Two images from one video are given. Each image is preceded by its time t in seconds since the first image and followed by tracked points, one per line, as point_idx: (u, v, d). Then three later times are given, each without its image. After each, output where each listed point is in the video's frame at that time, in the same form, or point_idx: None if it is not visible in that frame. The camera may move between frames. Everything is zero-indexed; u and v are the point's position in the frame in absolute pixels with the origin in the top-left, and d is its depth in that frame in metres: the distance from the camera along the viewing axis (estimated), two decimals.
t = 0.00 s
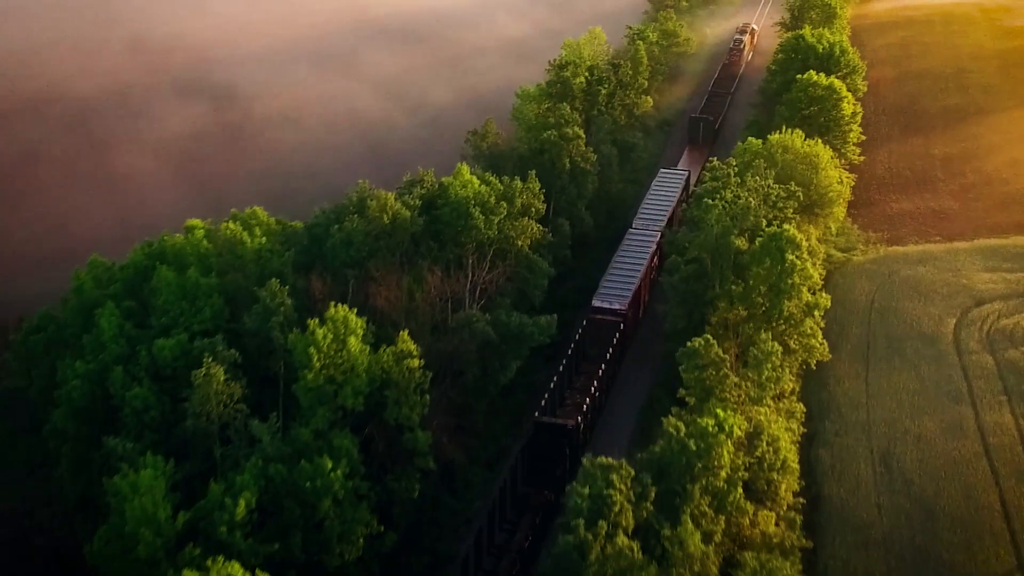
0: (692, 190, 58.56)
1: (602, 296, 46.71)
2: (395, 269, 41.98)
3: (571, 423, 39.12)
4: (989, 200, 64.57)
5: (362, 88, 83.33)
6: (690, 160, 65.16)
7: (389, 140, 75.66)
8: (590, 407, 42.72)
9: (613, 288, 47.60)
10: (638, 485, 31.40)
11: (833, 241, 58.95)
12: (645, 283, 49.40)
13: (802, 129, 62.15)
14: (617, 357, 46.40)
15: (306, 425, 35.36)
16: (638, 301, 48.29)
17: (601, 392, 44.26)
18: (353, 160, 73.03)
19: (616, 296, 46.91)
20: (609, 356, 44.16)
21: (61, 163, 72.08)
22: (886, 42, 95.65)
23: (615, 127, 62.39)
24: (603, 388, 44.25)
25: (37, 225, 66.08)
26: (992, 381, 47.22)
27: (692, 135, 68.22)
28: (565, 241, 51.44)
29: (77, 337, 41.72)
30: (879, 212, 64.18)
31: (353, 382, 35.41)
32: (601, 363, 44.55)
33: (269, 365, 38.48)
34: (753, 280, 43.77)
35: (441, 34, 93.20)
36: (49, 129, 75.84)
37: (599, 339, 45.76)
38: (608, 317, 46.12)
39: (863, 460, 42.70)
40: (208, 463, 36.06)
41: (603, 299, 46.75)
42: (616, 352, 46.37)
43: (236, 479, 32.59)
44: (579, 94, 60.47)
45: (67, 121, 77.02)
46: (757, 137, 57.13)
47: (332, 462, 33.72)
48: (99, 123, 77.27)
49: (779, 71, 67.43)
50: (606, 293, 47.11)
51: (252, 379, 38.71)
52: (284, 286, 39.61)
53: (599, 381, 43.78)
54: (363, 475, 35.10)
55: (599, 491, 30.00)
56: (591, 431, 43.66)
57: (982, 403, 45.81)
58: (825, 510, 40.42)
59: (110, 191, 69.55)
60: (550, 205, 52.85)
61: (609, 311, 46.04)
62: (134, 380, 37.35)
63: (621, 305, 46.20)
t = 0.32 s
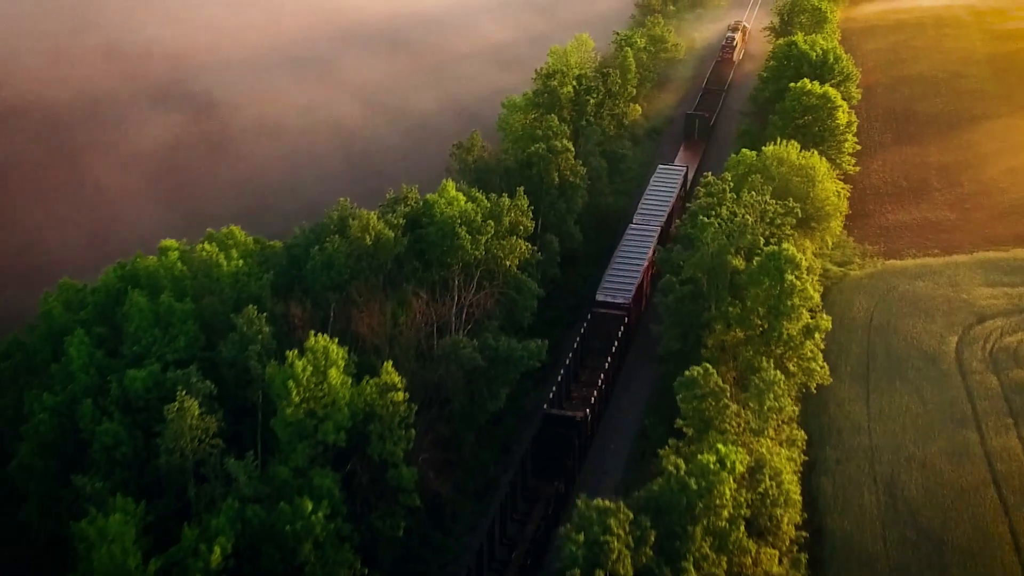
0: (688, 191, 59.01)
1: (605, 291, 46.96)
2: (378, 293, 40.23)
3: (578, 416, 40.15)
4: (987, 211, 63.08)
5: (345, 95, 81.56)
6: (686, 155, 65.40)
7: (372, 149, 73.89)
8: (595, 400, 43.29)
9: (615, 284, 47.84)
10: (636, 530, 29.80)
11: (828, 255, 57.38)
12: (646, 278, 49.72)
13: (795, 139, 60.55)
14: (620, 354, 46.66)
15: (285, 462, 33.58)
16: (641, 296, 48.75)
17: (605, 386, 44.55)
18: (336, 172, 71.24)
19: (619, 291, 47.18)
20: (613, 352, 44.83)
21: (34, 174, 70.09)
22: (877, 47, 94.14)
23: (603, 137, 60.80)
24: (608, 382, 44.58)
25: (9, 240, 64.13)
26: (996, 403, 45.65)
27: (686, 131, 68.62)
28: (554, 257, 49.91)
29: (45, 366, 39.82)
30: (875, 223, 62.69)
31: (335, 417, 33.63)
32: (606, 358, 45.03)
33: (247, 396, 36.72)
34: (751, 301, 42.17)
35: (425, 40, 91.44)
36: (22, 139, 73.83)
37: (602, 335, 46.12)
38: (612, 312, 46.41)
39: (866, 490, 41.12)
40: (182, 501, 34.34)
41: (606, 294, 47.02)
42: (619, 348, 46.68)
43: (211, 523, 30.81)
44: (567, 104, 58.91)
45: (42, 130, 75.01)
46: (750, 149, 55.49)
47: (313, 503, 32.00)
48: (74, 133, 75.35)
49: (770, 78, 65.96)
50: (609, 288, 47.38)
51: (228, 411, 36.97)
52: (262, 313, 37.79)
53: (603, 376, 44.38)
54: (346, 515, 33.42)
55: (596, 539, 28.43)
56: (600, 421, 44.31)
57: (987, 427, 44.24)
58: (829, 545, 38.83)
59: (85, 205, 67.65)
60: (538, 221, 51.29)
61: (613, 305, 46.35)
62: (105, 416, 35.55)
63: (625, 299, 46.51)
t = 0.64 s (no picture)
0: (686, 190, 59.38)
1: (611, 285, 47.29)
2: (362, 319, 38.45)
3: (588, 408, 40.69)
4: (989, 221, 61.44)
5: (329, 103, 79.84)
6: (684, 149, 66.54)
7: (357, 159, 72.15)
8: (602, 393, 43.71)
9: (621, 278, 48.14)
10: None
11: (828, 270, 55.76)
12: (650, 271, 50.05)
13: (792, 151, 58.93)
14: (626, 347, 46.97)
15: (265, 503, 31.93)
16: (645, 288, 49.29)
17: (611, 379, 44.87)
18: (320, 184, 69.42)
19: (625, 285, 47.50)
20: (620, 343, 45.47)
21: (8, 187, 68.23)
22: (870, 52, 92.65)
23: (596, 148, 59.15)
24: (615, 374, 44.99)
25: None
26: (1005, 426, 44.00)
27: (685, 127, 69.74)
28: (546, 276, 48.43)
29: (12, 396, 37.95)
30: (874, 236, 61.07)
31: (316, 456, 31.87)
32: (613, 352, 45.42)
33: (225, 429, 34.96)
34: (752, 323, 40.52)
35: (411, 45, 89.74)
36: None
37: (610, 330, 46.51)
38: (618, 305, 46.76)
39: (875, 523, 39.54)
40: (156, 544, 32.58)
41: (612, 288, 47.32)
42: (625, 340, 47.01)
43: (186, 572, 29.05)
44: (558, 114, 57.27)
45: (17, 140, 73.09)
46: (747, 162, 53.83)
47: (294, 549, 30.27)
48: (50, 144, 73.44)
49: (765, 86, 64.45)
50: (615, 282, 47.68)
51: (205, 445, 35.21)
52: (241, 342, 35.95)
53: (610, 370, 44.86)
54: (328, 561, 31.70)
55: None
56: (609, 410, 45.05)
57: (997, 452, 42.59)
58: None
59: (60, 220, 65.81)
60: (529, 237, 49.61)
61: (620, 298, 46.68)
62: (74, 452, 33.69)
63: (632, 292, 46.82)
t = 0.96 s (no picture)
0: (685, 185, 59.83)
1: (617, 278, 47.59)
2: (347, 349, 36.58)
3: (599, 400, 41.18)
4: (992, 233, 59.80)
5: (316, 111, 78.09)
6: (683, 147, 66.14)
7: (343, 169, 70.36)
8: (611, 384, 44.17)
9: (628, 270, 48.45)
10: None
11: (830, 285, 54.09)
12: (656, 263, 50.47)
13: (792, 162, 57.13)
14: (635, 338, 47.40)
15: (245, 548, 30.30)
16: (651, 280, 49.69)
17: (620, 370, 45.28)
18: (306, 196, 67.60)
19: (631, 277, 47.81)
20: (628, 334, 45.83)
21: None
22: (865, 57, 91.09)
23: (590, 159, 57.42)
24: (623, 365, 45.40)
25: None
26: (1018, 452, 42.23)
27: (684, 123, 70.14)
28: (540, 296, 46.93)
29: None
30: (876, 249, 59.42)
31: (297, 499, 30.13)
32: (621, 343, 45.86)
33: (204, 466, 33.28)
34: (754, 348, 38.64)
35: (398, 51, 88.02)
36: None
37: (616, 322, 46.86)
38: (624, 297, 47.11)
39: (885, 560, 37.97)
40: None
41: (618, 280, 47.66)
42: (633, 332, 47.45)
43: None
44: (549, 125, 55.47)
45: None
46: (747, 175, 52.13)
47: None
48: (26, 156, 71.61)
49: (763, 94, 62.71)
50: (621, 274, 48.00)
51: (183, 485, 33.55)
52: (220, 375, 34.13)
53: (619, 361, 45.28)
54: None
55: None
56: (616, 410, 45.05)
57: (1009, 480, 40.83)
58: None
59: (36, 239, 64.14)
60: (521, 255, 47.88)
61: (626, 290, 47.01)
62: (43, 494, 31.99)
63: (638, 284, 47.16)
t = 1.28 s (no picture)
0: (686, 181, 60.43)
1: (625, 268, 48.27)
2: (333, 383, 34.85)
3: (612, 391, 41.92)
4: (999, 245, 58.12)
5: (301, 121, 76.13)
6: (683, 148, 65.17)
7: (333, 180, 68.54)
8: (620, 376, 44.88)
9: (635, 261, 49.14)
10: None
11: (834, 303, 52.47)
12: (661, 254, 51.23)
13: (794, 174, 55.56)
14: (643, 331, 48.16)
15: None
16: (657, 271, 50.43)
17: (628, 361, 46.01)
18: (291, 211, 65.64)
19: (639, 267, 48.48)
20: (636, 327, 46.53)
21: None
22: (862, 62, 89.52)
23: (586, 172, 55.71)
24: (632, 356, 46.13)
25: None
26: None
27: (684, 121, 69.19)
28: (536, 317, 45.31)
29: None
30: (879, 263, 57.77)
31: (280, 548, 28.38)
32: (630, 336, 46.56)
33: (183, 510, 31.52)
34: (761, 375, 36.66)
35: (387, 57, 86.31)
36: None
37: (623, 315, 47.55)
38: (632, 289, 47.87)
39: None
40: None
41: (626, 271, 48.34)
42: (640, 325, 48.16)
43: None
44: (544, 137, 53.68)
45: None
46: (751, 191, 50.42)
47: None
48: (4, 167, 69.61)
49: (763, 103, 60.92)
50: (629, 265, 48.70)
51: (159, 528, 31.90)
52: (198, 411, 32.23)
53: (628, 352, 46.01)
54: None
55: None
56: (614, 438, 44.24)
57: None
58: None
59: (15, 253, 62.23)
60: (515, 275, 46.06)
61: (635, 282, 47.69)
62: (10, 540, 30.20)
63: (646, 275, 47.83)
